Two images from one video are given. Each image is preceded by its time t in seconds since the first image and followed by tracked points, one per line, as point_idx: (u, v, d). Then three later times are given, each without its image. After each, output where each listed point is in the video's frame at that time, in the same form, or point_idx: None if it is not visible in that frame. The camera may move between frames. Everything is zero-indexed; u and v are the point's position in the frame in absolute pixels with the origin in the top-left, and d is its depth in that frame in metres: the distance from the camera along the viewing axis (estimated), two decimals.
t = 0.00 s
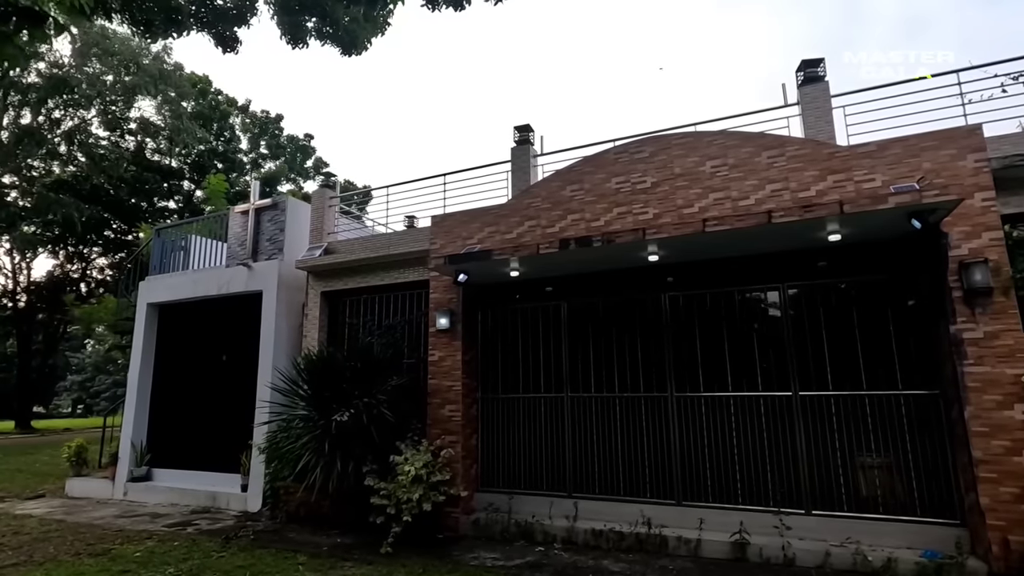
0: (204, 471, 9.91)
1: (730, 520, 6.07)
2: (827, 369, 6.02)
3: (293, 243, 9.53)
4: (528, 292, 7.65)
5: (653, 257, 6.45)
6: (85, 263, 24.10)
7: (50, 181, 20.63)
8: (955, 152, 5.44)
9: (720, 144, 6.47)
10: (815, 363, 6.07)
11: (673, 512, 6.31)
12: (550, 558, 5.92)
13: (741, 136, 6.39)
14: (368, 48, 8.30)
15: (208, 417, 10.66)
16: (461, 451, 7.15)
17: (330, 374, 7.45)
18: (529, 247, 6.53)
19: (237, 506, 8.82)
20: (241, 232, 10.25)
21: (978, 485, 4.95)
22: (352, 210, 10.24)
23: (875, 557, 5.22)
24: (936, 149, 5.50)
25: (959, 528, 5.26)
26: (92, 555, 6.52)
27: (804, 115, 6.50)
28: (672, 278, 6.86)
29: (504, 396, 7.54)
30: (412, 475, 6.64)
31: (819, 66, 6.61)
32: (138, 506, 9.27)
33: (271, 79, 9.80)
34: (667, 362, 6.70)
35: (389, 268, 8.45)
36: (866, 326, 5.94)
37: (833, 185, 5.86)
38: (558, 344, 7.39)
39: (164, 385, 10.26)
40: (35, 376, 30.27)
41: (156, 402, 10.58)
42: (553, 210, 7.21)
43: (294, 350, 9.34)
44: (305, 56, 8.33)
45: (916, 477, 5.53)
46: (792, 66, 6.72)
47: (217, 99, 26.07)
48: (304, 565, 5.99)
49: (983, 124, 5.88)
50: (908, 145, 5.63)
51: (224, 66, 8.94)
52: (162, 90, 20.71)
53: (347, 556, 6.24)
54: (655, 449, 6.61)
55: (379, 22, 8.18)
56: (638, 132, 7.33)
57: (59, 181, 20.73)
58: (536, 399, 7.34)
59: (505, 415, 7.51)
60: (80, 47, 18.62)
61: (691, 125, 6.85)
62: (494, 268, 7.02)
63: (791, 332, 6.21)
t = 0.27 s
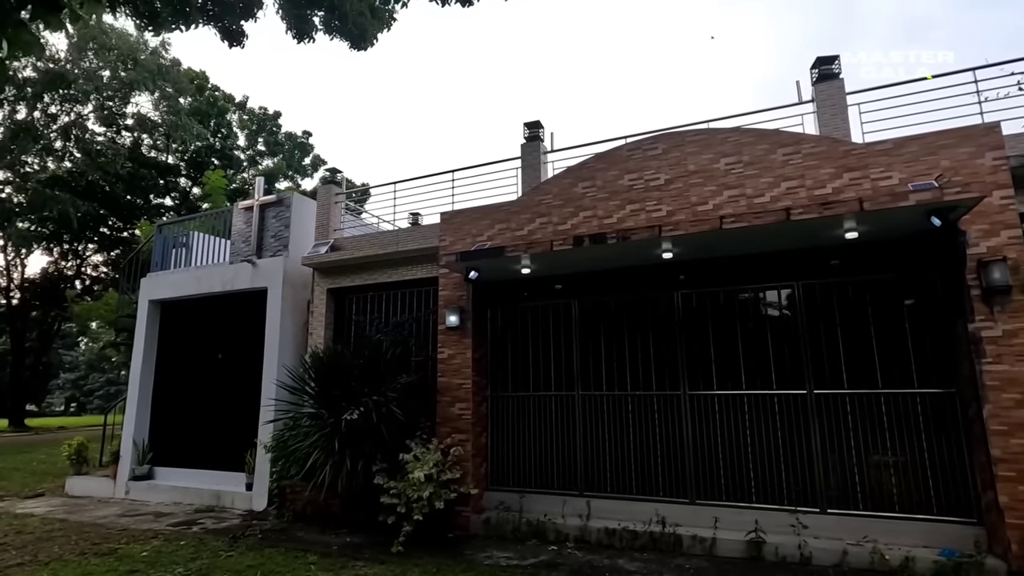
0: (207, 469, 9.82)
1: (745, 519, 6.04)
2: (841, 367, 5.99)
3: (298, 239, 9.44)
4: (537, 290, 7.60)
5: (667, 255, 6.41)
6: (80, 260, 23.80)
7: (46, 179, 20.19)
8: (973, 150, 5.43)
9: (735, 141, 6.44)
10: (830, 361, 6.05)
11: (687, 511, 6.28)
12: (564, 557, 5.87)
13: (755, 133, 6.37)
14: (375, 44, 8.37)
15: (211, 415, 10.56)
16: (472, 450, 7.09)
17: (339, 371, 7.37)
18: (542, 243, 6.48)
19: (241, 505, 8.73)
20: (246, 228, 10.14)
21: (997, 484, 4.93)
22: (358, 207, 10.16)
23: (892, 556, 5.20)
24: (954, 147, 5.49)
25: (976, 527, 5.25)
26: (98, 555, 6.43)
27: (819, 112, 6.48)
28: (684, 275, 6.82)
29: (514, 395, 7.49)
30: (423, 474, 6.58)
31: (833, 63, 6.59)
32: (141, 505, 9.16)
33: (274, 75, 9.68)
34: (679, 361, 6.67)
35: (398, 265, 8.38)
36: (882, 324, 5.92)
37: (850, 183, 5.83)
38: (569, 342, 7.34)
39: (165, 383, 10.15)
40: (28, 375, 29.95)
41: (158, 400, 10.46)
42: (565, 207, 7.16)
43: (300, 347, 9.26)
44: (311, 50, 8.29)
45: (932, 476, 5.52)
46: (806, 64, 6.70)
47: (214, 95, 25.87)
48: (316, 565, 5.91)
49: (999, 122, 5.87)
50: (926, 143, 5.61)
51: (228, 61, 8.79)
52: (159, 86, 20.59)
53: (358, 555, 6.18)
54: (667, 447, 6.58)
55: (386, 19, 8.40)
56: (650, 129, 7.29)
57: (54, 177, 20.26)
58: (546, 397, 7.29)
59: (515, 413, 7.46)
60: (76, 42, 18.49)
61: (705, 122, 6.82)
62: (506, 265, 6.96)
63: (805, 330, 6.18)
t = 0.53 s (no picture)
0: (196, 469, 9.56)
1: (751, 514, 6.01)
2: (847, 362, 5.99)
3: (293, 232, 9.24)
4: (540, 285, 7.51)
5: (673, 249, 6.35)
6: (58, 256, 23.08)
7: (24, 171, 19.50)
8: (981, 145, 5.44)
9: (741, 135, 6.40)
10: (836, 356, 6.04)
11: (692, 507, 6.23)
12: (570, 555, 5.79)
13: (763, 127, 6.33)
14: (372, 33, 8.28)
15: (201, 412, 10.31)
16: (474, 447, 6.98)
17: (338, 367, 7.22)
18: (547, 237, 6.39)
19: (233, 504, 8.51)
20: (238, 221, 9.90)
21: (1005, 478, 4.92)
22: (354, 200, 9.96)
23: (901, 551, 5.19)
24: (962, 142, 5.50)
25: (983, 521, 5.25)
26: (86, 557, 6.19)
27: (825, 107, 6.46)
28: (689, 270, 6.77)
29: (516, 391, 7.39)
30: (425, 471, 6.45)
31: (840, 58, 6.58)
32: (128, 505, 8.88)
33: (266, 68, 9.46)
34: (685, 356, 6.62)
35: (396, 259, 8.23)
36: (888, 319, 5.92)
37: (857, 178, 5.82)
38: (572, 337, 7.26)
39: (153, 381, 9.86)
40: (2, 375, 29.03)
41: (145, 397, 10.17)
42: (569, 200, 7.07)
43: (294, 344, 9.05)
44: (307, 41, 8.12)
45: (938, 471, 5.53)
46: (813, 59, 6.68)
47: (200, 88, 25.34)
48: (315, 565, 5.75)
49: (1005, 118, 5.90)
50: (934, 138, 5.61)
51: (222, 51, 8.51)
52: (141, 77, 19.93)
53: (358, 555, 6.03)
54: (672, 443, 6.52)
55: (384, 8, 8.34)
56: (655, 123, 7.23)
57: (31, 170, 19.60)
58: (549, 394, 7.21)
59: (517, 410, 7.36)
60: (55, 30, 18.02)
61: (711, 116, 6.78)
62: (509, 259, 6.86)
63: (811, 326, 6.17)
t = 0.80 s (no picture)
0: (197, 470, 9.41)
1: (769, 518, 5.94)
2: (866, 365, 5.94)
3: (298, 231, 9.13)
4: (551, 285, 7.41)
5: (689, 250, 6.27)
6: (51, 254, 22.32)
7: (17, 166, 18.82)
8: (1003, 147, 5.41)
9: (759, 134, 6.34)
10: (854, 358, 5.99)
11: (709, 510, 6.15)
12: (587, 560, 5.70)
13: (780, 127, 6.27)
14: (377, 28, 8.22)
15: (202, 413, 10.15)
16: (485, 449, 6.88)
17: (348, 368, 7.11)
18: (563, 236, 6.29)
19: (237, 507, 8.38)
20: (242, 220, 9.75)
21: None
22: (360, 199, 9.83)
23: (923, 555, 5.14)
24: (983, 143, 5.47)
25: (1005, 525, 5.21)
26: (90, 562, 6.04)
27: (843, 107, 6.41)
28: (705, 270, 6.69)
29: (527, 392, 7.30)
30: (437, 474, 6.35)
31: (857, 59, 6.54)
32: (129, 508, 8.71)
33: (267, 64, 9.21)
34: (700, 358, 6.54)
35: (405, 258, 8.11)
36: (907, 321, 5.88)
37: (877, 178, 5.77)
38: (584, 338, 7.17)
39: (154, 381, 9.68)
40: None
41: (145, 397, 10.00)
42: (583, 200, 6.99)
43: (298, 344, 8.91)
44: (314, 35, 7.91)
45: (959, 474, 5.48)
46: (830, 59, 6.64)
47: (197, 85, 25.05)
48: (327, 570, 5.62)
49: None
50: (955, 139, 5.57)
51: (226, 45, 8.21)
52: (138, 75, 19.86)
53: (370, 559, 5.92)
54: (688, 446, 6.45)
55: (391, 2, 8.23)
56: (669, 122, 7.15)
57: (25, 167, 18.83)
58: (561, 396, 7.12)
59: (528, 412, 7.27)
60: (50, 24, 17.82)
61: (726, 115, 6.71)
62: (522, 259, 6.76)
63: (829, 327, 6.11)
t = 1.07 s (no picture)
0: (201, 469, 9.31)
1: (783, 517, 5.94)
2: (879, 364, 5.97)
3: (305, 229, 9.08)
4: (562, 284, 7.41)
5: (702, 249, 6.28)
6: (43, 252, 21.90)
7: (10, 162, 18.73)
8: (1017, 148, 5.48)
9: (773, 134, 6.36)
10: (868, 357, 6.02)
11: (723, 509, 6.16)
12: (603, 558, 5.69)
13: (794, 127, 6.30)
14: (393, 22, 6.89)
15: (205, 412, 10.06)
16: (497, 448, 6.85)
17: (359, 367, 7.06)
18: (578, 234, 6.28)
19: (243, 506, 8.31)
20: (248, 217, 9.68)
21: None
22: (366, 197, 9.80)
23: (939, 553, 5.17)
24: (998, 144, 5.53)
25: (1019, 524, 5.25)
26: (100, 561, 5.96)
27: (856, 108, 6.45)
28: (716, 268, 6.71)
29: (538, 391, 7.28)
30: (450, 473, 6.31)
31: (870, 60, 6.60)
32: (132, 507, 8.61)
33: (279, 65, 9.13)
34: (713, 357, 6.55)
35: (414, 256, 8.08)
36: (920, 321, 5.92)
37: (892, 178, 5.80)
38: (596, 337, 7.17)
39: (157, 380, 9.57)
40: None
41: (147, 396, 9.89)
42: (596, 198, 6.98)
43: (305, 342, 8.85)
44: (323, 37, 7.28)
45: (972, 473, 5.53)
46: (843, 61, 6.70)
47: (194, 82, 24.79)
48: (343, 569, 5.58)
49: None
50: (969, 140, 5.63)
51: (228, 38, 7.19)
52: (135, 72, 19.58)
53: (385, 558, 5.88)
54: (701, 445, 6.45)
55: None
56: (681, 122, 7.17)
57: (17, 163, 18.66)
58: (573, 395, 7.11)
59: (539, 411, 7.24)
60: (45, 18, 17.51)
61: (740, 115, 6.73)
62: (535, 257, 6.75)
63: (843, 326, 6.13)
